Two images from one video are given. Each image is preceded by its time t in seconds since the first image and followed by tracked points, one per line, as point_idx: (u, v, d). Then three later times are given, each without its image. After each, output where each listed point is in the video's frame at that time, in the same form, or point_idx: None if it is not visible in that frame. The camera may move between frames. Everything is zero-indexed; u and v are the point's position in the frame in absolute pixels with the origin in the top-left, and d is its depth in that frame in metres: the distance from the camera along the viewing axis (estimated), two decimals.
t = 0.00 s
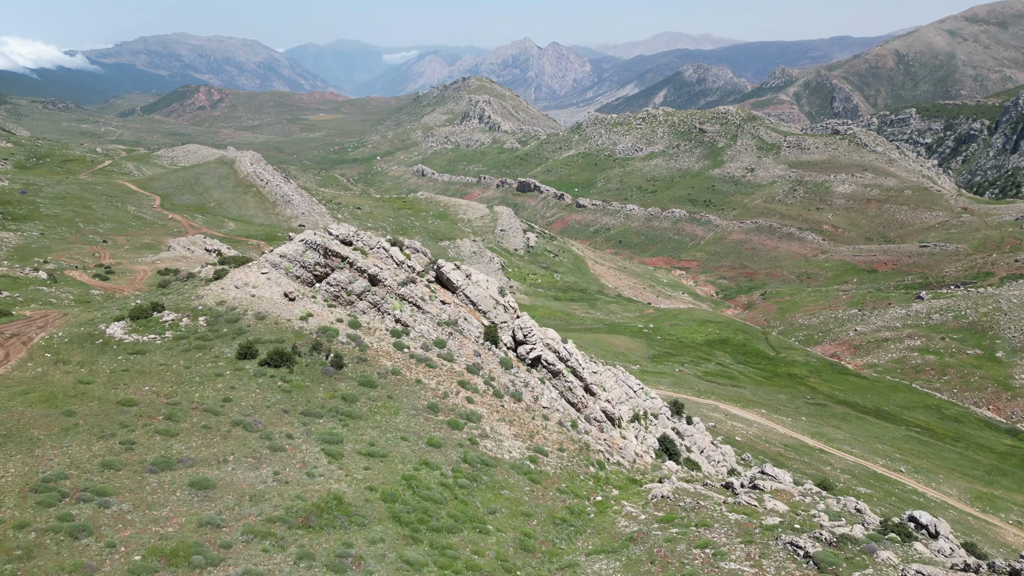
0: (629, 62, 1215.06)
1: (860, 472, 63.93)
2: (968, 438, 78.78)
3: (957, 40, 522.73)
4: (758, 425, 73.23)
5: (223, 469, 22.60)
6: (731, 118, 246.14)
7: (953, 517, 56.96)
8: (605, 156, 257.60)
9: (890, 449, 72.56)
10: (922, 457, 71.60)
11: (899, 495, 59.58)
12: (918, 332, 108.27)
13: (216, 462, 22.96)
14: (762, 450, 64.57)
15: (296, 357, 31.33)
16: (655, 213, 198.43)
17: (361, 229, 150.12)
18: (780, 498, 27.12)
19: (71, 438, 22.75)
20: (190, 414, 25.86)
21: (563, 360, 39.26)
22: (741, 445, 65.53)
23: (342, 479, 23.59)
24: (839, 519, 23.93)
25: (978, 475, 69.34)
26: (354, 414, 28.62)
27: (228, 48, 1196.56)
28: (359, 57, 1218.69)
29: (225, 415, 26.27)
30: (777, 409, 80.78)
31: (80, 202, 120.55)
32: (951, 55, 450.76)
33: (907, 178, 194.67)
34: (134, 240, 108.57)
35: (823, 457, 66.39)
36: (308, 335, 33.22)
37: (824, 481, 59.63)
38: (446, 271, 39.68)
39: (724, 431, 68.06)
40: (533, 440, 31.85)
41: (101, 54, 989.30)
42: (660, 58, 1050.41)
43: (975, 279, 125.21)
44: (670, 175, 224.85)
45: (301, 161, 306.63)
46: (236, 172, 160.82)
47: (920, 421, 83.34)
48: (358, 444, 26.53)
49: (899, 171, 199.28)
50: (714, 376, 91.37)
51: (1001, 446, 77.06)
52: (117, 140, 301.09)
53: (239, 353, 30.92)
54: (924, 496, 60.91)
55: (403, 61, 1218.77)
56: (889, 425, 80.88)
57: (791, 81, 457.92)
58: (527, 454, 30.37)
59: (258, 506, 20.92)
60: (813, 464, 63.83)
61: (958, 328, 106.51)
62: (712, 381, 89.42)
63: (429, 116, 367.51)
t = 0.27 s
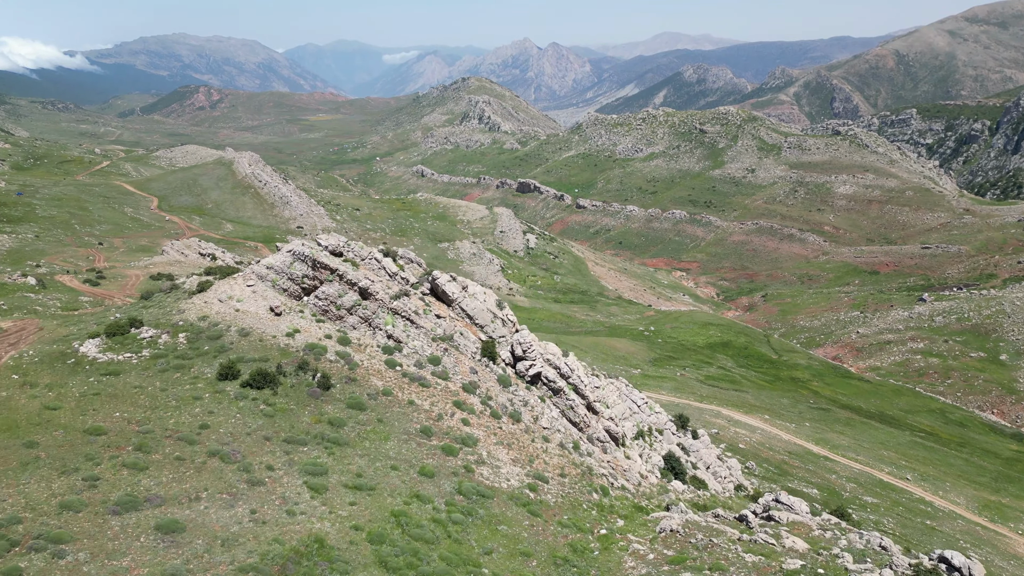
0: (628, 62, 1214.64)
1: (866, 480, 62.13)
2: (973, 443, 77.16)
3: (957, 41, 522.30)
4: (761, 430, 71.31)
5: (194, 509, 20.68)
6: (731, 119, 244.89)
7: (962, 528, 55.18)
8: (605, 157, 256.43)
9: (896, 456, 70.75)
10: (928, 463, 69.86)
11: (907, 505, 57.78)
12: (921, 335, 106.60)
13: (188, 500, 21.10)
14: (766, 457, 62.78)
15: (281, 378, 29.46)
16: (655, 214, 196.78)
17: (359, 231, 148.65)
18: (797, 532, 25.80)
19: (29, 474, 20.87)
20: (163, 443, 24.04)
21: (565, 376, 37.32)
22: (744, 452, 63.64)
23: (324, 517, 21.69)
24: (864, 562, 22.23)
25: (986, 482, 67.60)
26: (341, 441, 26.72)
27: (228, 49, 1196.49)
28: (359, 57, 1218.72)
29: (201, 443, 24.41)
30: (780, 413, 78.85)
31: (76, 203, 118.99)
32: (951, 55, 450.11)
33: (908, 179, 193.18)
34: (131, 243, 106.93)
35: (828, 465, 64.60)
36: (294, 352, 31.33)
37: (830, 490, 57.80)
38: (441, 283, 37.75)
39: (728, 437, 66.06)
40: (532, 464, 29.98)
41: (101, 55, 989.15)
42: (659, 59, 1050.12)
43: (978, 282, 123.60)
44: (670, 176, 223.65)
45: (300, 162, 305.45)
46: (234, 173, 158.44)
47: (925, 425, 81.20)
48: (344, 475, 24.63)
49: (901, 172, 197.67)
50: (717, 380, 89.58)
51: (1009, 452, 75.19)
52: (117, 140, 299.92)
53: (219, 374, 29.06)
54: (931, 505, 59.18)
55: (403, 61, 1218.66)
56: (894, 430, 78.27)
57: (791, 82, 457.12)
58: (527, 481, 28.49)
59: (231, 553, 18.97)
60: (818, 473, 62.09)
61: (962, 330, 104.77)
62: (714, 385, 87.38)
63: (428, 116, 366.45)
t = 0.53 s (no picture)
0: (628, 62, 1214.70)
1: (872, 488, 60.28)
2: (978, 448, 75.45)
3: (957, 41, 522.15)
4: (765, 436, 69.37)
5: (160, 555, 18.77)
6: (731, 119, 243.72)
7: (971, 537, 53.26)
8: (605, 157, 255.53)
9: (901, 462, 69.01)
10: (934, 469, 68.20)
11: (914, 514, 55.98)
12: (924, 337, 104.83)
13: (155, 545, 19.21)
14: (770, 465, 60.90)
15: (263, 401, 27.56)
16: (656, 215, 195.42)
17: (358, 232, 147.24)
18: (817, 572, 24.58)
19: None
20: (131, 477, 22.18)
21: (567, 394, 35.29)
22: (748, 459, 61.72)
23: (304, 561, 19.80)
24: None
25: (993, 488, 65.89)
26: (326, 471, 24.74)
27: (227, 49, 1196.60)
28: (359, 57, 1218.76)
29: (172, 477, 22.56)
30: (783, 419, 76.95)
31: (73, 204, 117.59)
32: (952, 55, 450.78)
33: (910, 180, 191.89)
34: (127, 244, 105.21)
35: (833, 472, 62.77)
36: (278, 372, 29.43)
37: (837, 499, 55.96)
38: (435, 296, 35.83)
39: (730, 444, 64.12)
40: (533, 494, 28.08)
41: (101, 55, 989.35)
42: (659, 59, 1050.41)
43: (980, 283, 121.98)
44: (671, 176, 222.65)
45: (299, 162, 304.51)
46: (233, 173, 157.09)
47: (928, 429, 79.76)
48: (328, 511, 22.72)
49: (902, 173, 196.01)
50: (719, 385, 87.74)
51: (1016, 458, 73.34)
52: (116, 141, 298.82)
53: (197, 396, 27.17)
54: (939, 514, 57.38)
55: (403, 61, 1219.12)
56: (898, 435, 77.05)
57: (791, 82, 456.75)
58: (526, 511, 26.62)
59: None
60: (823, 481, 60.27)
61: (964, 332, 103.13)
62: (716, 389, 85.82)
63: (428, 116, 365.74)
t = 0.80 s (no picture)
0: (628, 62, 1214.44)
1: (878, 496, 58.27)
2: (984, 453, 73.65)
3: (958, 40, 521.31)
4: (768, 442, 67.27)
5: None
6: (731, 120, 242.39)
7: (980, 548, 51.25)
8: (605, 158, 254.26)
9: (907, 468, 66.69)
10: (940, 476, 66.04)
11: (922, 523, 54.00)
12: (927, 338, 102.95)
13: None
14: (774, 472, 58.79)
15: (243, 427, 25.65)
16: (656, 215, 193.93)
17: (357, 233, 145.57)
18: None
19: None
20: (95, 516, 20.19)
21: (569, 413, 33.43)
22: (751, 466, 59.63)
23: None
24: None
25: (1001, 495, 63.99)
26: (310, 507, 22.80)
27: (227, 49, 1196.32)
28: (359, 57, 1218.68)
29: (141, 516, 20.58)
30: (786, 425, 74.29)
31: (70, 205, 115.95)
32: (953, 55, 450.06)
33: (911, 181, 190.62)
34: (123, 246, 103.19)
35: (838, 479, 60.73)
36: (261, 395, 27.54)
37: (842, 509, 53.99)
38: (430, 309, 33.91)
39: (733, 450, 62.04)
40: (533, 524, 26.24)
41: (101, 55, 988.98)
42: (659, 58, 1050.06)
43: (983, 284, 120.19)
44: (671, 177, 221.31)
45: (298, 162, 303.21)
46: (231, 174, 155.39)
47: (933, 434, 77.81)
48: (311, 552, 20.72)
49: (904, 172, 194.24)
50: (721, 388, 85.59)
51: None
52: (115, 141, 297.28)
53: (173, 422, 25.31)
54: (947, 523, 55.41)
55: (403, 61, 1219.18)
56: (903, 440, 75.04)
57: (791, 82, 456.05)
58: (524, 546, 24.73)
59: None
60: (828, 489, 58.11)
61: (968, 334, 101.09)
62: (718, 393, 83.25)
63: (428, 116, 364.65)
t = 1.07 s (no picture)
0: (628, 62, 1213.97)
1: (885, 505, 56.02)
2: (988, 459, 71.89)
3: (958, 40, 520.36)
4: (772, 448, 65.13)
5: None
6: (732, 119, 240.92)
7: (990, 559, 49.21)
8: (605, 158, 252.94)
9: (912, 476, 64.65)
10: (946, 483, 64.26)
11: (931, 533, 52.00)
12: (930, 341, 100.88)
13: None
14: (779, 481, 56.92)
15: (221, 457, 23.78)
16: (656, 216, 192.40)
17: (356, 234, 143.67)
18: None
19: None
20: (52, 562, 18.10)
21: (570, 436, 31.46)
22: (755, 475, 57.53)
23: None
24: None
25: (1007, 503, 61.87)
26: (289, 548, 20.81)
27: (227, 49, 1196.06)
28: (359, 57, 1218.66)
29: (102, 562, 18.52)
30: (790, 430, 72.17)
31: (66, 206, 114.17)
32: (953, 55, 449.18)
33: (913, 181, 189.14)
34: (119, 247, 101.12)
35: (843, 487, 58.72)
36: (241, 421, 25.66)
37: (849, 519, 52.03)
38: (424, 325, 31.97)
39: (736, 458, 60.18)
40: (533, 560, 24.30)
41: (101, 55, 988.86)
42: (658, 58, 1049.49)
43: (986, 286, 118.18)
44: (672, 177, 219.81)
45: (297, 162, 301.83)
46: (229, 175, 153.47)
47: (937, 439, 76.00)
48: None
49: (906, 172, 192.29)
50: (723, 392, 83.58)
51: None
52: (114, 140, 296.05)
53: (145, 453, 23.41)
54: (956, 532, 53.31)
55: (402, 61, 1219.09)
56: (907, 446, 73.19)
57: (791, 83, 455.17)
58: None
59: None
60: (834, 498, 56.08)
61: (971, 336, 99.24)
62: (720, 397, 81.49)
63: (427, 116, 363.37)
